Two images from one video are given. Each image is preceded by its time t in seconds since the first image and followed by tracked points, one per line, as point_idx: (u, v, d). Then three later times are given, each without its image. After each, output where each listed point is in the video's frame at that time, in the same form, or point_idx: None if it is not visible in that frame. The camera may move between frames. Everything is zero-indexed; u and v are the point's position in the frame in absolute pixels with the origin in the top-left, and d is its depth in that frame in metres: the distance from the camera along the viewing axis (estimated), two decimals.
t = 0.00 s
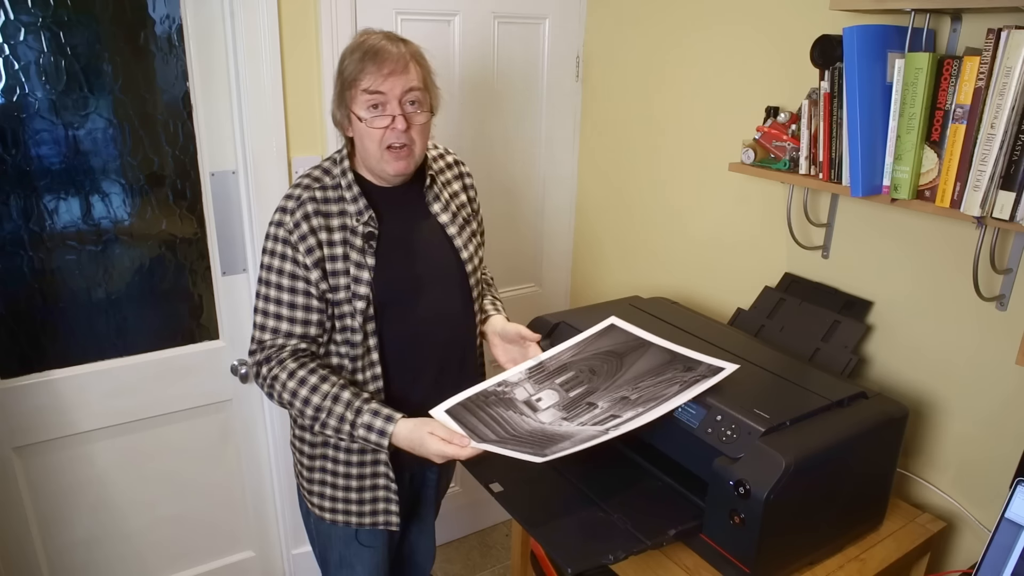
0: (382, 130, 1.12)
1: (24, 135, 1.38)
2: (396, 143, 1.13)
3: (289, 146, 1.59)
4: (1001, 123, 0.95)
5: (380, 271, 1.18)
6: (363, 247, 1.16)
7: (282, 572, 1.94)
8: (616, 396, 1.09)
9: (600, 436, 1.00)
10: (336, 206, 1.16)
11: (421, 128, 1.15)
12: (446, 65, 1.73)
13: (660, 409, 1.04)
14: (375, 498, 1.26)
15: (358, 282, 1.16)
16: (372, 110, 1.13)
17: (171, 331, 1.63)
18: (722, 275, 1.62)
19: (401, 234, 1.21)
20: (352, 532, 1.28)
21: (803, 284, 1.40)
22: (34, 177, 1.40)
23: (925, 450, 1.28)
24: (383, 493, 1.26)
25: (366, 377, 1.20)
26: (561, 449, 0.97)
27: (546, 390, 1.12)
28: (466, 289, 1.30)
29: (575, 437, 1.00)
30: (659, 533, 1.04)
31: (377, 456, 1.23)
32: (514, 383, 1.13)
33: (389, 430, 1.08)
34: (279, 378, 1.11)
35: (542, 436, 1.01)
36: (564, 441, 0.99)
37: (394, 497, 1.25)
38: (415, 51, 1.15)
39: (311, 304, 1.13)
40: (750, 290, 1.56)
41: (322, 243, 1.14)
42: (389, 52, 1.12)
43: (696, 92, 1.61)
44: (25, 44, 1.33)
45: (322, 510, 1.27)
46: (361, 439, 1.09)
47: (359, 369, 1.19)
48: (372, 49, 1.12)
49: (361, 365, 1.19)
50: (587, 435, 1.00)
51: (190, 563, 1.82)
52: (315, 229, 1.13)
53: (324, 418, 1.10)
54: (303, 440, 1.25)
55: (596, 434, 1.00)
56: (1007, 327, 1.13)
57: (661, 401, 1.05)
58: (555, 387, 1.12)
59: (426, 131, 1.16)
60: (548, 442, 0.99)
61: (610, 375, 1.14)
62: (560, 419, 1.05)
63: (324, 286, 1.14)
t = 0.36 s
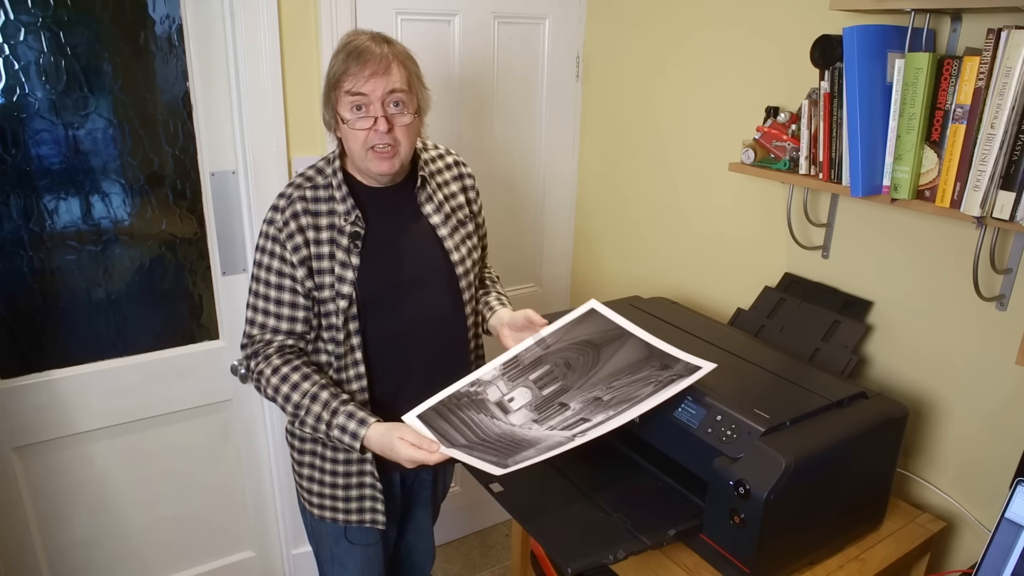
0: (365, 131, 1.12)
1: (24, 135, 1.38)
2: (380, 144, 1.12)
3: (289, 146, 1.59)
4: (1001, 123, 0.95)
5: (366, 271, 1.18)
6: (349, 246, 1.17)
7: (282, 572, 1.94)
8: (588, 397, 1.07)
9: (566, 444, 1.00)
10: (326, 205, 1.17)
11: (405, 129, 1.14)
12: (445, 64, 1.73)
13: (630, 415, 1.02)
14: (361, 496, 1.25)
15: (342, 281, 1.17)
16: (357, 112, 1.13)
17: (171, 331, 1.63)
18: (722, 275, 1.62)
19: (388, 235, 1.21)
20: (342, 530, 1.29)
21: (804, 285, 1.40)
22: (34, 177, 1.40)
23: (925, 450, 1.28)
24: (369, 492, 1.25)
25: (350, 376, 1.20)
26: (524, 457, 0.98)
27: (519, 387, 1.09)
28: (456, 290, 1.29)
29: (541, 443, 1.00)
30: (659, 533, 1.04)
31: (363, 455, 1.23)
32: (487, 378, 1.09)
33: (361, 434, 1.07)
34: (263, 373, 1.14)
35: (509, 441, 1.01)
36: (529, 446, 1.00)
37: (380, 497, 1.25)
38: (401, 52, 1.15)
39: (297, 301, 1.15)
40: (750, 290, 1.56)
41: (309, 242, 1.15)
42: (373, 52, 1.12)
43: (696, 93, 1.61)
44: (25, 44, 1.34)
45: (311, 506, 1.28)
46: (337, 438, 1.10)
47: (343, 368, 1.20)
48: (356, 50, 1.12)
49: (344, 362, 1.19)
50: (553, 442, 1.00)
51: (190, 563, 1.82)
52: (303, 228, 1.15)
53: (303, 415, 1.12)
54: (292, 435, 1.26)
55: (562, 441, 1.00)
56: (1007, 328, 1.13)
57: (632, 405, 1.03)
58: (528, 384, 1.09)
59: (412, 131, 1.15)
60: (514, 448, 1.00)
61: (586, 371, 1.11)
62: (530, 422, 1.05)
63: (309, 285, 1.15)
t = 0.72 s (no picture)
0: (356, 131, 1.12)
1: (24, 135, 1.38)
2: (371, 143, 1.12)
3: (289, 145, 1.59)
4: (1001, 123, 0.95)
5: (358, 270, 1.18)
6: (341, 245, 1.17)
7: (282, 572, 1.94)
8: (574, 391, 1.06)
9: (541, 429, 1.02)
10: (318, 204, 1.18)
11: (396, 128, 1.14)
12: (445, 64, 1.73)
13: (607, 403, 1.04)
14: (356, 495, 1.25)
15: (334, 280, 1.17)
16: (348, 111, 1.13)
17: (171, 331, 1.63)
18: (722, 275, 1.62)
19: (380, 234, 1.21)
20: (338, 529, 1.29)
21: (804, 285, 1.40)
22: (34, 177, 1.40)
23: (925, 450, 1.28)
24: (364, 490, 1.25)
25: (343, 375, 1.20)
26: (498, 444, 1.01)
27: (507, 385, 1.06)
28: (450, 289, 1.28)
29: (519, 432, 1.02)
30: (659, 533, 1.04)
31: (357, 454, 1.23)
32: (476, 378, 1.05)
33: (347, 432, 1.08)
34: (255, 372, 1.15)
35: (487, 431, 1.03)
36: (504, 435, 1.02)
37: (374, 495, 1.25)
38: (391, 52, 1.15)
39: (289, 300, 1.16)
40: (750, 290, 1.56)
41: (301, 242, 1.16)
42: (363, 51, 1.12)
43: (696, 93, 1.61)
44: (25, 44, 1.33)
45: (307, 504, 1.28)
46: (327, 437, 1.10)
47: (336, 367, 1.20)
48: (346, 49, 1.12)
49: (336, 362, 1.19)
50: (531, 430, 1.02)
51: (190, 563, 1.82)
52: (295, 227, 1.16)
53: (293, 414, 1.13)
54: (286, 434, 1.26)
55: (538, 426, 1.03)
56: (1007, 328, 1.13)
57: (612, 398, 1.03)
58: (516, 382, 1.07)
59: (403, 131, 1.15)
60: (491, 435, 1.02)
61: (575, 366, 1.08)
62: (513, 416, 1.05)
63: (301, 284, 1.16)
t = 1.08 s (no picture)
0: (354, 132, 1.12)
1: (24, 135, 1.38)
2: (369, 145, 1.12)
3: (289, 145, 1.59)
4: (1001, 123, 0.95)
5: (356, 269, 1.18)
6: (339, 244, 1.17)
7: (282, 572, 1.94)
8: (553, 347, 1.02)
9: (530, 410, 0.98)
10: (314, 204, 1.18)
11: (393, 130, 1.14)
12: (445, 64, 1.73)
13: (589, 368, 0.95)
14: (357, 494, 1.25)
15: (331, 279, 1.16)
16: (345, 113, 1.13)
17: (171, 331, 1.63)
18: (722, 275, 1.62)
19: (376, 233, 1.21)
20: (338, 527, 1.29)
21: (803, 284, 1.40)
22: (34, 177, 1.40)
23: (925, 450, 1.28)
24: (364, 489, 1.25)
25: (343, 375, 1.20)
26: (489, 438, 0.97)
27: (486, 351, 1.07)
28: (447, 286, 1.28)
29: (507, 415, 0.99)
30: (659, 533, 1.04)
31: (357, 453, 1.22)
32: (456, 351, 1.09)
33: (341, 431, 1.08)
34: (252, 373, 1.15)
35: (478, 415, 1.01)
36: (496, 423, 0.99)
37: (374, 493, 1.25)
38: (387, 53, 1.15)
39: (285, 301, 1.16)
40: (750, 290, 1.56)
41: (298, 242, 1.16)
42: (359, 53, 1.12)
43: (696, 93, 1.61)
44: (25, 44, 1.33)
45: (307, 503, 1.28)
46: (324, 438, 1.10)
47: (335, 367, 1.20)
48: (343, 51, 1.12)
49: (335, 361, 1.19)
50: (519, 412, 0.98)
51: (190, 563, 1.82)
52: (291, 228, 1.15)
53: (289, 415, 1.13)
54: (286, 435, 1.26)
55: (527, 407, 0.98)
56: (1007, 328, 1.13)
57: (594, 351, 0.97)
58: (495, 347, 1.07)
59: (400, 132, 1.15)
60: (482, 423, 1.00)
61: (550, 319, 1.06)
62: (497, 389, 1.03)
63: (298, 285, 1.16)
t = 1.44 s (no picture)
0: (352, 132, 1.12)
1: (24, 135, 1.38)
2: (367, 144, 1.12)
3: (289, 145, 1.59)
4: (1001, 123, 0.95)
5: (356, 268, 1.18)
6: (338, 243, 1.17)
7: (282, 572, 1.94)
8: (531, 313, 1.06)
9: (521, 387, 1.00)
10: (314, 204, 1.18)
11: (390, 129, 1.14)
12: (445, 64, 1.73)
13: (575, 327, 0.99)
14: (360, 493, 1.25)
15: (332, 278, 1.16)
16: (342, 112, 1.12)
17: (171, 331, 1.63)
18: (722, 275, 1.62)
19: (374, 230, 1.21)
20: (341, 527, 1.29)
21: (803, 284, 1.40)
22: (34, 177, 1.40)
23: (925, 450, 1.28)
24: (367, 488, 1.25)
25: (344, 373, 1.20)
26: (485, 424, 1.00)
27: (468, 330, 1.11)
28: (446, 283, 1.28)
29: (500, 397, 1.01)
30: (659, 533, 1.04)
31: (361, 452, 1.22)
32: (438, 335, 1.12)
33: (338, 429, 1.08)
34: (253, 373, 1.16)
35: (471, 399, 1.03)
36: (490, 407, 1.01)
37: (378, 491, 1.25)
38: (383, 53, 1.15)
39: (285, 300, 1.16)
40: (750, 290, 1.56)
41: (297, 242, 1.16)
42: (355, 53, 1.12)
43: (696, 93, 1.61)
44: (25, 44, 1.33)
45: (310, 503, 1.28)
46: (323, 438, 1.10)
47: (337, 365, 1.20)
48: (340, 51, 1.12)
49: (337, 360, 1.19)
50: (511, 391, 1.00)
51: (190, 563, 1.82)
52: (290, 227, 1.16)
53: (289, 414, 1.12)
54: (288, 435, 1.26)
55: (518, 385, 1.01)
56: (1007, 328, 1.13)
57: (575, 308, 1.01)
58: (475, 325, 1.11)
59: (397, 131, 1.15)
60: (477, 409, 1.02)
61: (523, 284, 1.10)
62: (484, 366, 1.06)
63: (298, 284, 1.16)
